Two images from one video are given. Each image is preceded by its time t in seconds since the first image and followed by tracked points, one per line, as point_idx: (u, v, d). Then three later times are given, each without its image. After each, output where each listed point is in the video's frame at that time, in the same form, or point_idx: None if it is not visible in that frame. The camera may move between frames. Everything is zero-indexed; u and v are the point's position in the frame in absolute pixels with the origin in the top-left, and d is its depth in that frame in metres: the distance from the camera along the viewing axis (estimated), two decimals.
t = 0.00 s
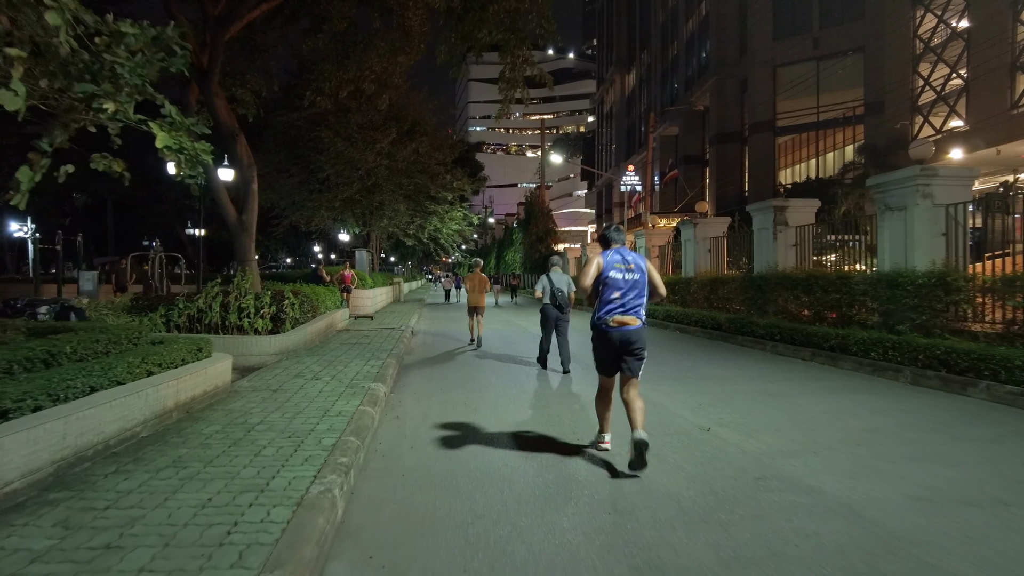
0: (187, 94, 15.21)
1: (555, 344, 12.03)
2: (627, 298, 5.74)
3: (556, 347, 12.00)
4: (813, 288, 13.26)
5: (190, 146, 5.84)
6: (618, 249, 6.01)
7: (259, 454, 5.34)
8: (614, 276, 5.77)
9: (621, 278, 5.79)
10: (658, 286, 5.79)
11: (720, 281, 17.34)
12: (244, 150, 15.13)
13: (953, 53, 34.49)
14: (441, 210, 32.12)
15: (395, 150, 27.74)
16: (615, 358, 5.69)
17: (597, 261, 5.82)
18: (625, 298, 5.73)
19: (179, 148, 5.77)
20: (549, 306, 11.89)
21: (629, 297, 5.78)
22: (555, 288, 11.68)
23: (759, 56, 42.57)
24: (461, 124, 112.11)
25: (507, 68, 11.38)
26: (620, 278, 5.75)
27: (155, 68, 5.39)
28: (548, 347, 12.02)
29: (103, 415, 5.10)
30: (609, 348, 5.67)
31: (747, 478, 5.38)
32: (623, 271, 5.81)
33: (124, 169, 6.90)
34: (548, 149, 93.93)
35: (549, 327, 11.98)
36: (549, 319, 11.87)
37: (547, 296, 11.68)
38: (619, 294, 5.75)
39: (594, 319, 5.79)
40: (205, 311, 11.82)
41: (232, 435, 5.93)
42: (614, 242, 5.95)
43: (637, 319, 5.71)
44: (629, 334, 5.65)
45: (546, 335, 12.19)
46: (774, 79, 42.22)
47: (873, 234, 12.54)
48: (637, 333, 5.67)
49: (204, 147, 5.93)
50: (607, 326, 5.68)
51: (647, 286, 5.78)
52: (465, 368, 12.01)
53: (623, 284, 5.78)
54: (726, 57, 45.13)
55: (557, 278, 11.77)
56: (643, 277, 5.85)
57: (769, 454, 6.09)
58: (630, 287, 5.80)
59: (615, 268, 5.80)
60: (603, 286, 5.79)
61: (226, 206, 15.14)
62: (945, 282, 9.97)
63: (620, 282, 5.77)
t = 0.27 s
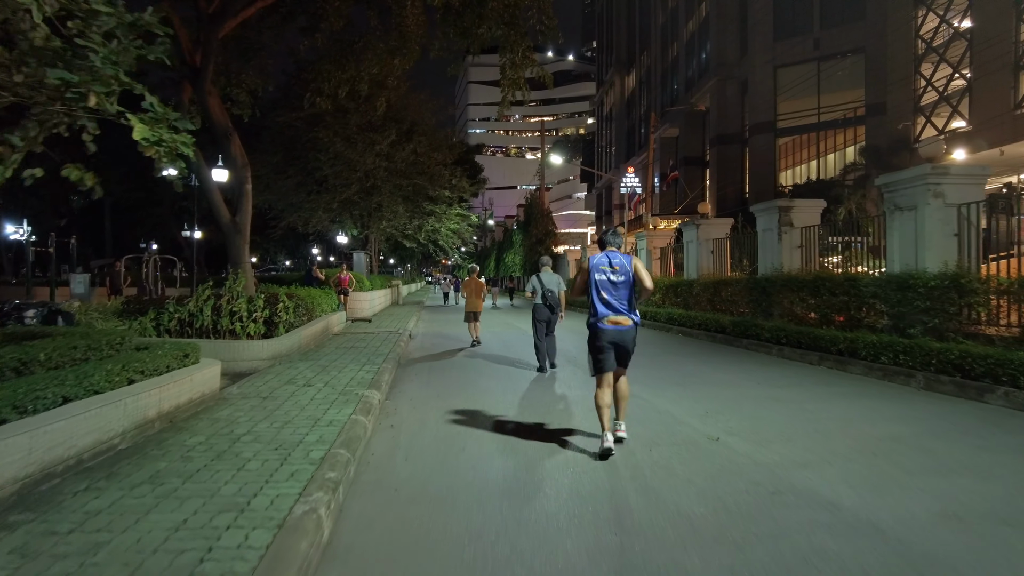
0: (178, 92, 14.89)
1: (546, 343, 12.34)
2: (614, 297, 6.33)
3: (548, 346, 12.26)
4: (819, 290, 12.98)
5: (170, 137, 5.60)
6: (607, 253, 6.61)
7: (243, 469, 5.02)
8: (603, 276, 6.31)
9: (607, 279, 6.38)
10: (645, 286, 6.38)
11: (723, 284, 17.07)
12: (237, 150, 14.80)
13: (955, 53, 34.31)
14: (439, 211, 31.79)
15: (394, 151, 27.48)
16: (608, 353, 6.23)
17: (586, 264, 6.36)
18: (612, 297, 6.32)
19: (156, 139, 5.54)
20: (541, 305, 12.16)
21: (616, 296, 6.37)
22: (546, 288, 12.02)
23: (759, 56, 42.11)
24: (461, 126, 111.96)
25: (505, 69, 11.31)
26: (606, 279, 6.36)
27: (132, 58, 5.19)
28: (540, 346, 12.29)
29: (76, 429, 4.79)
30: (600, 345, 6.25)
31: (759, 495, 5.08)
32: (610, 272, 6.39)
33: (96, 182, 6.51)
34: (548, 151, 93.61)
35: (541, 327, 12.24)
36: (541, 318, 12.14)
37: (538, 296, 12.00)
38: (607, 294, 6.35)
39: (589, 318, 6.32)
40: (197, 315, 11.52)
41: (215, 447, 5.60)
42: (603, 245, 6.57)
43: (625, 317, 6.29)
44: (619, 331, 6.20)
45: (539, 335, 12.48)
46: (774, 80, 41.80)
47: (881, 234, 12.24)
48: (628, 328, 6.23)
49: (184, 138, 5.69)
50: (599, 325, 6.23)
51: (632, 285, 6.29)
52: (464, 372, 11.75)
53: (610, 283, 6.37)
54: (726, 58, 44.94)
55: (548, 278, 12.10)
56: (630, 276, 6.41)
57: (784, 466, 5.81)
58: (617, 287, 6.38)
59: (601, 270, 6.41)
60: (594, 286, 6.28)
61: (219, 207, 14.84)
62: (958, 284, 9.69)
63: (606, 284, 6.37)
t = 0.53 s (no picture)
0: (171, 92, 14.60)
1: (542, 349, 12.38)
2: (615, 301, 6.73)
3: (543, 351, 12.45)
4: (828, 293, 12.68)
5: (155, 131, 5.32)
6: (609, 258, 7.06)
7: (227, 486, 4.71)
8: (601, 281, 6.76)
9: (611, 284, 6.79)
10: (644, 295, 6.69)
11: (727, 287, 16.79)
12: (232, 151, 14.50)
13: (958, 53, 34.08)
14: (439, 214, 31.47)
15: (393, 153, 27.18)
16: (606, 355, 6.67)
17: (586, 270, 6.78)
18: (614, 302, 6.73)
19: (140, 134, 5.25)
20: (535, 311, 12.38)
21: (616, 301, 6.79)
22: (540, 293, 12.17)
23: (760, 58, 41.82)
24: (461, 129, 111.66)
25: (504, 67, 10.98)
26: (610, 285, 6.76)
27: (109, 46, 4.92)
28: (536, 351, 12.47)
29: (47, 444, 4.49)
30: (598, 347, 6.69)
31: (776, 512, 4.77)
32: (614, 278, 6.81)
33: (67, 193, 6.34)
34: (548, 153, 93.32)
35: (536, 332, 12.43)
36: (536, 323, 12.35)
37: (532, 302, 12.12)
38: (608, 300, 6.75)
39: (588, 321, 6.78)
40: (189, 319, 11.22)
41: (200, 460, 5.30)
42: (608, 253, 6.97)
43: (623, 321, 6.64)
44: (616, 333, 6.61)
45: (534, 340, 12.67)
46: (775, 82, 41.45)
47: (891, 235, 11.93)
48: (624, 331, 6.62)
49: (170, 133, 5.42)
50: (597, 327, 6.66)
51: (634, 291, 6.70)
52: (463, 377, 11.47)
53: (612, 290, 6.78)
54: (727, 59, 44.69)
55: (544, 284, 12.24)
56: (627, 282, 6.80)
57: (801, 481, 5.50)
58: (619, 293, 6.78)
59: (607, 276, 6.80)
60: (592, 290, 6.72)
61: (214, 208, 14.55)
62: (973, 287, 9.38)
63: (609, 289, 6.76)
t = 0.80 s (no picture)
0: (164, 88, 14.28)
1: (538, 344, 12.99)
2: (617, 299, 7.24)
3: (539, 347, 12.94)
4: (839, 292, 12.38)
5: (139, 128, 4.95)
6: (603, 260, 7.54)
7: (214, 496, 4.39)
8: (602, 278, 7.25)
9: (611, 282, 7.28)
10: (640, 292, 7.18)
11: (732, 286, 16.51)
12: (228, 147, 14.17)
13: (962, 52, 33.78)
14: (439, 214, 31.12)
15: (393, 151, 26.87)
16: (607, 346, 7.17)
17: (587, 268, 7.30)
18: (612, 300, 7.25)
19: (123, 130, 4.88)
20: (532, 307, 12.91)
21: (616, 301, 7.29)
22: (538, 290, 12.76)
23: (761, 58, 41.27)
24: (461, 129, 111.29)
25: (505, 61, 10.81)
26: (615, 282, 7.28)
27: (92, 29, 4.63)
28: (531, 347, 12.96)
29: (18, 454, 4.18)
30: (599, 339, 7.18)
31: (799, 524, 4.48)
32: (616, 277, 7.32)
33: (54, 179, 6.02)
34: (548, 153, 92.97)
35: (531, 329, 12.95)
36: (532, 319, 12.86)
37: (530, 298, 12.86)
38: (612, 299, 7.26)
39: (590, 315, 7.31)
40: (182, 319, 10.91)
41: (187, 468, 4.99)
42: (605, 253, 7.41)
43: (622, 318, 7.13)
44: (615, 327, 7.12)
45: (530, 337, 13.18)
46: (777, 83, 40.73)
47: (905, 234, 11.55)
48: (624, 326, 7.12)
49: (156, 129, 5.07)
50: (597, 321, 7.17)
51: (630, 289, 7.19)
52: (464, 378, 11.21)
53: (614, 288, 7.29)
54: (728, 59, 44.37)
55: (540, 281, 13.05)
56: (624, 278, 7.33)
57: (820, 489, 5.21)
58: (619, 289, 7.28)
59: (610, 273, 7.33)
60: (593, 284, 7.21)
61: (209, 205, 14.23)
62: (991, 286, 9.09)
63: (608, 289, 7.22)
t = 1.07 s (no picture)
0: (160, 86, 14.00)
1: (535, 345, 13.09)
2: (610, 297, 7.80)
3: (537, 348, 13.05)
4: (850, 295, 12.10)
5: (125, 130, 4.60)
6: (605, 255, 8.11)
7: (203, 514, 4.09)
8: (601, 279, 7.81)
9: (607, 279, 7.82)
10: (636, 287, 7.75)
11: (738, 288, 16.26)
12: (225, 145, 13.87)
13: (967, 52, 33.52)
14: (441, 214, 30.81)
15: (394, 150, 26.59)
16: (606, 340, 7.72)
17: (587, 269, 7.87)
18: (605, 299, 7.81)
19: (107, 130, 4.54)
20: (528, 309, 12.98)
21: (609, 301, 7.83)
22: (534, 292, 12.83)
23: (762, 58, 41.02)
24: (460, 129, 110.91)
25: (506, 57, 10.55)
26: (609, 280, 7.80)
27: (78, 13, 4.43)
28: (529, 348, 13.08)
29: None
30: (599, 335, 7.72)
31: (828, 544, 4.21)
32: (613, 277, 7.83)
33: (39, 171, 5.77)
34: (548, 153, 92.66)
35: (529, 331, 13.05)
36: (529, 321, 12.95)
37: (525, 301, 13.07)
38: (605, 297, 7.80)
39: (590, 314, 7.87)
40: (176, 321, 10.62)
41: (176, 482, 4.69)
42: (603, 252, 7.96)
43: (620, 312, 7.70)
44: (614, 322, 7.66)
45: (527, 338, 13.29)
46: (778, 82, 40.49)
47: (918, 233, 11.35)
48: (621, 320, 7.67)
49: (144, 132, 4.72)
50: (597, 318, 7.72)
51: (630, 283, 7.66)
52: (465, 382, 10.96)
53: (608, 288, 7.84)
54: (729, 60, 44.07)
55: (535, 283, 13.10)
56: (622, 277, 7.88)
57: (844, 503, 4.95)
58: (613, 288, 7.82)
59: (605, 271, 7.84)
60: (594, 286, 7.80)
61: (205, 205, 13.94)
62: (1011, 289, 8.80)
63: (606, 284, 7.78)
